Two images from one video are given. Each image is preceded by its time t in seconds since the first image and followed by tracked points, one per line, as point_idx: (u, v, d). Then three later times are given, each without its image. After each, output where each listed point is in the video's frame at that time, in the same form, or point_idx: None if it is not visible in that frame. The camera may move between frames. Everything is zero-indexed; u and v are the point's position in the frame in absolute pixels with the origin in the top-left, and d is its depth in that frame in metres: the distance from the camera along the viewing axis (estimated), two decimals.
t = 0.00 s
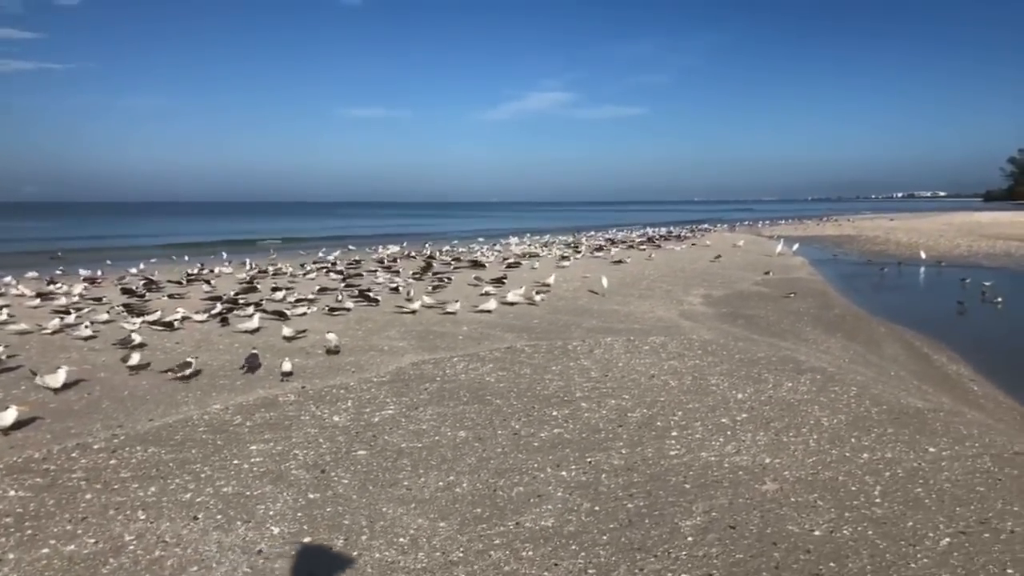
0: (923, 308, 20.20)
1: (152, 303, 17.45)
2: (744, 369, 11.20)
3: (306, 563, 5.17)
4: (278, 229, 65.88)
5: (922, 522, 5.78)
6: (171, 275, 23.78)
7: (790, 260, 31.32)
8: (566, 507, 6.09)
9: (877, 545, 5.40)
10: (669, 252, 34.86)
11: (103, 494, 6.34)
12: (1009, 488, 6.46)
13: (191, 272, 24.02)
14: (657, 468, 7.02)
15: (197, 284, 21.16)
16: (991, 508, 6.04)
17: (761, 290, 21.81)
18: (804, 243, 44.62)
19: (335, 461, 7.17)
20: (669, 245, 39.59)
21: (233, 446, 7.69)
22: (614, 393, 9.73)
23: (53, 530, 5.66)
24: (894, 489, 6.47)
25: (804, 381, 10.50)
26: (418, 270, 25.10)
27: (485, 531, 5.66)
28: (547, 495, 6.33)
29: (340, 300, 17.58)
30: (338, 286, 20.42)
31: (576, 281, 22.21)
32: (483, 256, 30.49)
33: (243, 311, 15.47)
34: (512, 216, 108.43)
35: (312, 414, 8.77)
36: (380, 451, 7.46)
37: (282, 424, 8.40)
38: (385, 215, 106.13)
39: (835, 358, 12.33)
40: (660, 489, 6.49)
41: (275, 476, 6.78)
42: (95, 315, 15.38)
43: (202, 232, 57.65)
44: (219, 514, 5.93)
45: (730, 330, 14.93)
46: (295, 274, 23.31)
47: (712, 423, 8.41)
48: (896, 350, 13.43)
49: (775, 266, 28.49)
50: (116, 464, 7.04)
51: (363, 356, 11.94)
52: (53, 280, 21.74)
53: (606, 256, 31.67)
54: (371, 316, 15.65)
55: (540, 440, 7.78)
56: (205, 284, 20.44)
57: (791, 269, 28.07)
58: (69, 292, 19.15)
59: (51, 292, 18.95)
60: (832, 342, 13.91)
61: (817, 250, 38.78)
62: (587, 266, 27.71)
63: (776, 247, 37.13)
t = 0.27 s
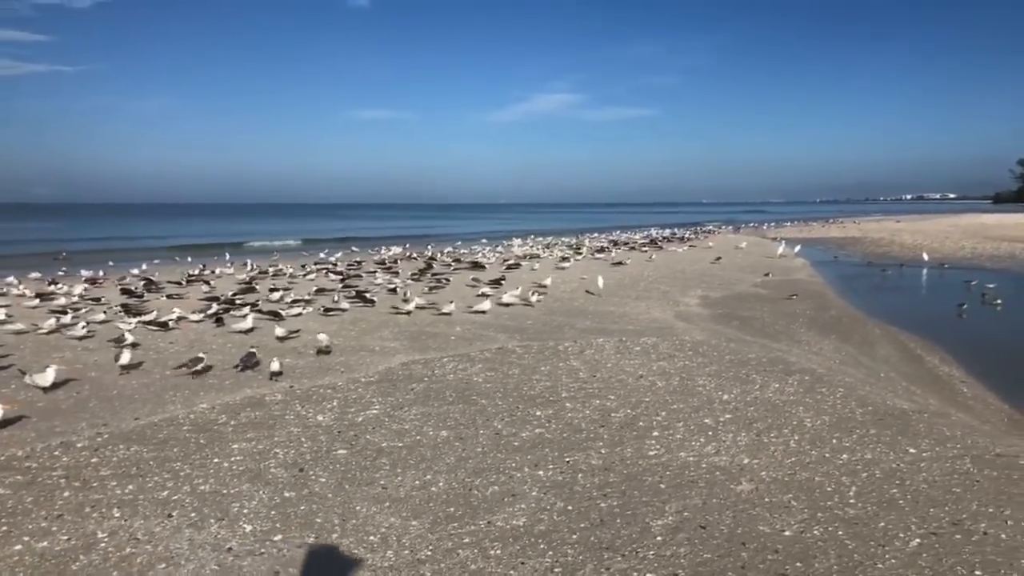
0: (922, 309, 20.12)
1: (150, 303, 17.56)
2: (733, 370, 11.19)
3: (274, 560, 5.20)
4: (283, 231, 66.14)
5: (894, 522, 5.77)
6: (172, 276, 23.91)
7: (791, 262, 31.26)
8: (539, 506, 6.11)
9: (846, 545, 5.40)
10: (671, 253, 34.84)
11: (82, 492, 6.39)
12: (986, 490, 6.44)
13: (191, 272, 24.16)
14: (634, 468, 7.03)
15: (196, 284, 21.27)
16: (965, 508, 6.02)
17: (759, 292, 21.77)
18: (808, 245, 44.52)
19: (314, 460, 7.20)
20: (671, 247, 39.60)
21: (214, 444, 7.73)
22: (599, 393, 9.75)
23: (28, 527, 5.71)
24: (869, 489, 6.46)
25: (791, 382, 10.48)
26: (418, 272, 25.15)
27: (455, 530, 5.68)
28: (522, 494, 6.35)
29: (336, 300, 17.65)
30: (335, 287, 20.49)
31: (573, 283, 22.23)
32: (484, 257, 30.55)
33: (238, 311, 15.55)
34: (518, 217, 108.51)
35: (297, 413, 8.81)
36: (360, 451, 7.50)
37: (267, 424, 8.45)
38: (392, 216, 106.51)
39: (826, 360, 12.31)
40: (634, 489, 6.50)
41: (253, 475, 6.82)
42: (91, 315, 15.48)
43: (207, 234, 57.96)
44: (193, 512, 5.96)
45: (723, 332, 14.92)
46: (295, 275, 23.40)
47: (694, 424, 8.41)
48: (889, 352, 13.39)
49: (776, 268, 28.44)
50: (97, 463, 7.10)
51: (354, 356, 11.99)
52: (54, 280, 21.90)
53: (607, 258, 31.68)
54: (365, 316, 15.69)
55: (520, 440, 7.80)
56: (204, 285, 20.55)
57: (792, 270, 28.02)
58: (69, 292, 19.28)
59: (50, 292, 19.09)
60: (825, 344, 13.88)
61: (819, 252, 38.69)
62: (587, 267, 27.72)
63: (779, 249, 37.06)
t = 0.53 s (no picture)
0: (925, 312, 20.01)
1: (152, 304, 17.67)
2: (727, 373, 11.16)
3: (251, 560, 5.22)
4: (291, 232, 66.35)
5: (874, 526, 5.75)
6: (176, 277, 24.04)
7: (796, 264, 31.12)
8: (520, 508, 6.11)
9: (823, 549, 5.38)
10: (676, 255, 34.77)
11: (67, 491, 6.44)
12: (970, 494, 6.41)
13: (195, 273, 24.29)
14: (619, 470, 7.02)
15: (199, 285, 21.38)
16: (946, 513, 5.99)
17: (761, 294, 21.70)
18: (815, 247, 44.35)
19: (300, 461, 7.24)
20: (677, 249, 39.52)
21: (202, 444, 7.78)
22: (591, 395, 9.74)
23: (11, 525, 5.76)
24: (852, 493, 6.44)
25: (784, 385, 10.44)
26: (421, 273, 25.20)
27: (434, 531, 5.69)
28: (503, 496, 6.36)
29: (336, 302, 17.70)
30: (337, 288, 20.55)
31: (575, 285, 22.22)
32: (487, 259, 30.54)
33: (237, 312, 15.62)
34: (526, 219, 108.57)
35: (287, 414, 8.85)
36: (346, 452, 7.52)
37: (256, 424, 8.49)
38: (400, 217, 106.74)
39: (822, 363, 12.25)
40: (616, 491, 6.49)
41: (238, 475, 6.86)
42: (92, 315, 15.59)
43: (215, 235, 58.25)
44: (175, 512, 5.99)
45: (722, 334, 14.88)
46: (297, 277, 23.49)
47: (683, 426, 8.40)
48: (887, 355, 13.31)
49: (780, 270, 28.34)
50: (85, 463, 7.16)
51: (349, 357, 12.02)
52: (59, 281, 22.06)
53: (611, 260, 31.65)
54: (364, 318, 15.74)
55: (507, 442, 7.81)
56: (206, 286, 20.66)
57: (796, 273, 27.91)
58: (72, 293, 19.41)
59: (54, 293, 19.24)
60: (822, 347, 13.82)
61: (826, 254, 38.52)
62: (590, 269, 27.69)
63: (785, 251, 36.92)
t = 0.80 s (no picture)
0: (928, 311, 19.84)
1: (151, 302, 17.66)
2: (723, 372, 11.06)
3: (229, 560, 5.16)
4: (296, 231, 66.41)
5: (863, 528, 5.66)
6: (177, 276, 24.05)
7: (800, 264, 30.92)
8: (505, 508, 6.05)
9: (809, 551, 5.29)
10: (679, 254, 34.63)
11: (51, 489, 6.40)
12: (963, 496, 6.31)
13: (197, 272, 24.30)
14: (607, 470, 6.95)
15: (200, 284, 21.38)
16: (938, 515, 5.90)
17: (763, 293, 21.57)
18: (820, 246, 44.13)
19: (287, 460, 7.19)
20: (681, 248, 39.35)
21: (190, 442, 7.73)
22: (584, 395, 9.66)
23: None
24: (843, 494, 6.35)
25: (781, 385, 10.33)
26: (422, 272, 25.13)
27: (416, 532, 5.62)
28: (489, 496, 6.30)
29: (335, 300, 17.66)
30: (337, 287, 20.52)
31: (576, 284, 22.13)
32: (490, 258, 30.48)
33: (235, 311, 15.60)
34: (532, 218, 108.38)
35: (278, 413, 8.81)
36: (334, 451, 7.47)
37: (245, 423, 8.44)
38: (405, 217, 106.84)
39: (821, 363, 12.13)
40: (604, 491, 6.42)
41: (223, 473, 6.81)
42: (90, 313, 15.58)
43: (220, 233, 58.38)
44: (157, 510, 5.94)
45: (721, 334, 14.77)
46: (298, 275, 23.47)
47: (675, 426, 8.31)
48: (887, 355, 13.18)
49: (784, 270, 28.17)
50: (72, 460, 7.12)
51: (344, 356, 11.98)
52: (61, 279, 22.09)
53: (614, 259, 31.53)
54: (362, 316, 15.69)
55: (496, 441, 7.74)
56: (207, 284, 20.65)
57: (800, 272, 27.76)
58: (72, 291, 19.43)
59: (54, 291, 19.26)
60: (822, 347, 13.70)
61: (831, 254, 38.31)
62: (592, 268, 27.59)
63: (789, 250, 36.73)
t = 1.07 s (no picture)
0: (932, 310, 19.65)
1: (149, 301, 17.60)
2: (721, 372, 10.93)
3: (208, 566, 5.07)
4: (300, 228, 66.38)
5: (856, 535, 5.54)
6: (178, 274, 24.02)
7: (804, 261, 30.70)
8: (492, 513, 5.95)
9: (799, 559, 5.19)
10: (682, 252, 34.46)
11: (34, 492, 6.32)
12: (959, 501, 6.19)
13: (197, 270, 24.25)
14: (598, 473, 6.84)
15: (199, 282, 21.33)
16: (933, 521, 5.78)
17: (765, 291, 21.42)
18: (824, 244, 43.87)
19: (274, 463, 7.10)
20: (684, 246, 39.15)
21: (178, 444, 7.65)
22: (579, 396, 9.56)
23: None
24: (837, 499, 6.23)
25: (779, 385, 10.20)
26: (423, 270, 25.05)
27: (400, 538, 5.53)
28: (476, 500, 6.20)
29: (333, 299, 17.58)
30: (336, 285, 20.43)
31: (577, 283, 22.01)
32: (492, 256, 30.36)
33: (232, 310, 15.54)
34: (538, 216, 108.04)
35: (268, 414, 8.72)
36: (322, 453, 7.38)
37: (235, 424, 8.36)
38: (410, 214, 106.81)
39: (820, 363, 11.99)
40: (593, 496, 6.31)
41: (209, 476, 6.72)
42: (87, 312, 15.53)
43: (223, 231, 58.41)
44: (139, 515, 5.86)
45: (720, 333, 14.63)
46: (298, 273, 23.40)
47: (670, 428, 8.19)
48: (888, 355, 13.02)
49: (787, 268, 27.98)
50: (57, 463, 7.04)
51: (339, 356, 11.89)
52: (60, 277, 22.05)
53: (617, 257, 31.38)
54: (360, 315, 15.61)
55: (487, 444, 7.64)
56: (206, 283, 20.59)
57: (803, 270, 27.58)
58: (72, 289, 19.40)
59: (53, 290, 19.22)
60: (823, 346, 13.55)
61: (835, 252, 38.07)
62: (594, 266, 27.45)
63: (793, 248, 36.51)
